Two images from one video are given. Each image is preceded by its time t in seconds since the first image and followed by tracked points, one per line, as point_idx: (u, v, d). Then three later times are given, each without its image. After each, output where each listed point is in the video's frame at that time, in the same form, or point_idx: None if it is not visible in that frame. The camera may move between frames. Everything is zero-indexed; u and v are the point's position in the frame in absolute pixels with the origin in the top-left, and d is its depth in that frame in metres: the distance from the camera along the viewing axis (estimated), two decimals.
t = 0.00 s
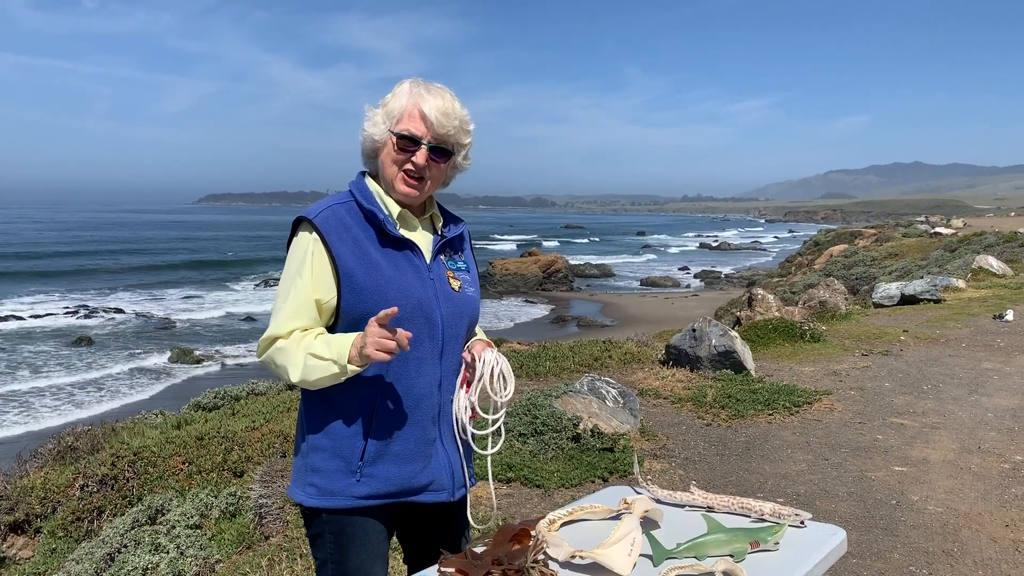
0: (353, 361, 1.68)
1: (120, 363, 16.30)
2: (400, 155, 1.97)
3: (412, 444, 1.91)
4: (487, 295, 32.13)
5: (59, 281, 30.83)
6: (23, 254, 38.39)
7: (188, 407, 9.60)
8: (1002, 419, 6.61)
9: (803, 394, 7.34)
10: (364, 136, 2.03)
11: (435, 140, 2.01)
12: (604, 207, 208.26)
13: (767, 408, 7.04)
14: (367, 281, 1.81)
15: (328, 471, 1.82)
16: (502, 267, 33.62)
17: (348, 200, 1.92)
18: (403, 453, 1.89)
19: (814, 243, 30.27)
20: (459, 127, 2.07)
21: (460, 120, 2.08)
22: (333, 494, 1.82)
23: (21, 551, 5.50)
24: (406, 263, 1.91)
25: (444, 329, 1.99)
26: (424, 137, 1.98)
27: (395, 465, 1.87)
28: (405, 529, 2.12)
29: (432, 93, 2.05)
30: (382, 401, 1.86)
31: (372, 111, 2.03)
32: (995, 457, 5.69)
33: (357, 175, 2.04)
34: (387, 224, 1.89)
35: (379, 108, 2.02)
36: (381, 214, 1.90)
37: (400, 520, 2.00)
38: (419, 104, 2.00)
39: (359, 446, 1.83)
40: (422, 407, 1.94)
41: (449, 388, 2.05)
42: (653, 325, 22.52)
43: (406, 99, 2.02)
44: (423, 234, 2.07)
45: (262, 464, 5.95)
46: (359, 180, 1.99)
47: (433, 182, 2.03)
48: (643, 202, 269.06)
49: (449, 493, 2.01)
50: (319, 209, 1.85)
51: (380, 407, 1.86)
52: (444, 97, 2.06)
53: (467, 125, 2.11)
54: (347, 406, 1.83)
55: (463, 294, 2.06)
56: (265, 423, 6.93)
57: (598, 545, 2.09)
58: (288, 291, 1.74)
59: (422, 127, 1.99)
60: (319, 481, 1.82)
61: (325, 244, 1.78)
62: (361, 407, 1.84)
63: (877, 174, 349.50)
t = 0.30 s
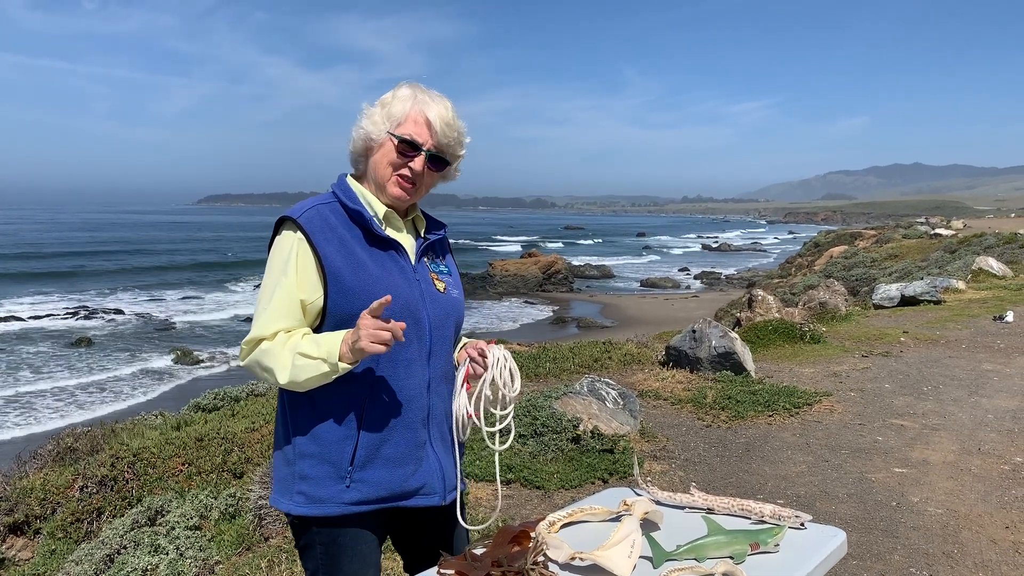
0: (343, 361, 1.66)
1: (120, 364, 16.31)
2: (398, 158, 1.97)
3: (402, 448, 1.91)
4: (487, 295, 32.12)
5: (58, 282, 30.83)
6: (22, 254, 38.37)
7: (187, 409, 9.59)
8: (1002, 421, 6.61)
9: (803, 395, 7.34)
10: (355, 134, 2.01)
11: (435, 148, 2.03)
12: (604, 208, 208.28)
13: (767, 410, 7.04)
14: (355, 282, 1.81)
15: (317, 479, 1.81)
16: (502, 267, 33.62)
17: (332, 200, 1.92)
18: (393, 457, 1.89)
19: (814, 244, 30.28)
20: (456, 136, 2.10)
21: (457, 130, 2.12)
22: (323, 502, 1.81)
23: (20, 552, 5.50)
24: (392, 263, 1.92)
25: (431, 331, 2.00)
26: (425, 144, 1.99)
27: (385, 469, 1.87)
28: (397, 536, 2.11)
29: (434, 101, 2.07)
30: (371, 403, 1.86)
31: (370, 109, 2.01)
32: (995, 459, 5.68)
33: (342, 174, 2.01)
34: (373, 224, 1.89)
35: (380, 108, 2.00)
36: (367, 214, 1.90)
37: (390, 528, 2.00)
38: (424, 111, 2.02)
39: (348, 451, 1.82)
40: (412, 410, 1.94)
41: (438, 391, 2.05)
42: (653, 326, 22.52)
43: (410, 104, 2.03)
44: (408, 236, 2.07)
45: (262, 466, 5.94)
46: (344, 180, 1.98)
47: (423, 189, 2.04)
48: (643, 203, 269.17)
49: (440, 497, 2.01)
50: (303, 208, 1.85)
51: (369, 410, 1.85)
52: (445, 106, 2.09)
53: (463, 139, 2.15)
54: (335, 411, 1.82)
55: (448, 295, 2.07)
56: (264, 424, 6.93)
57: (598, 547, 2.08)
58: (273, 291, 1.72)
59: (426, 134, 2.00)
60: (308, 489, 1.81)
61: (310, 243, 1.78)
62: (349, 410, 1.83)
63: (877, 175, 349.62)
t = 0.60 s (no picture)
0: (348, 371, 1.66)
1: (121, 366, 16.32)
2: (391, 161, 1.98)
3: (401, 452, 1.92)
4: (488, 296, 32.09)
5: (59, 283, 30.82)
6: (22, 256, 38.35)
7: (188, 410, 9.59)
8: (1003, 421, 6.60)
9: (805, 396, 7.33)
10: (345, 136, 2.00)
11: (427, 150, 2.05)
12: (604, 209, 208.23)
13: (768, 410, 7.04)
14: (353, 286, 1.82)
15: (316, 485, 1.80)
16: (503, 268, 33.62)
17: (325, 202, 1.91)
18: (393, 462, 1.90)
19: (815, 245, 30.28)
20: (446, 137, 2.11)
21: (448, 131, 2.13)
22: (323, 508, 1.80)
23: (21, 554, 5.50)
24: (388, 266, 1.93)
25: (426, 334, 2.01)
26: (418, 146, 2.00)
27: (385, 473, 1.88)
28: (395, 540, 2.11)
29: (423, 102, 2.07)
30: (372, 409, 1.86)
31: (359, 111, 2.00)
32: (997, 459, 5.68)
33: (332, 175, 2.01)
34: (369, 226, 1.90)
35: (370, 110, 1.99)
36: (362, 217, 1.90)
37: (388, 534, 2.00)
38: (414, 112, 2.02)
39: (348, 456, 1.82)
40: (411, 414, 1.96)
41: (434, 394, 2.07)
42: (654, 326, 22.50)
43: (400, 106, 2.02)
44: (400, 239, 2.08)
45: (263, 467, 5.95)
46: (334, 181, 1.97)
47: (416, 191, 2.06)
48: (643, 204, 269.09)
49: (438, 500, 2.03)
50: (298, 210, 1.84)
51: (369, 416, 1.86)
52: (434, 107, 2.09)
53: (454, 139, 2.17)
54: (333, 417, 1.81)
55: (442, 297, 2.09)
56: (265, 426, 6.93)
57: (599, 548, 2.08)
58: (270, 296, 1.71)
59: (418, 136, 2.01)
60: (306, 496, 1.80)
61: (307, 247, 1.77)
62: (349, 416, 1.83)
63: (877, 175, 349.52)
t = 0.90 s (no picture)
0: (351, 380, 1.67)
1: (124, 367, 16.35)
2: (389, 164, 1.98)
3: (403, 456, 1.92)
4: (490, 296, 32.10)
5: (61, 285, 30.87)
6: (24, 258, 38.41)
7: (190, 411, 9.61)
8: (1006, 421, 6.59)
9: (807, 396, 7.33)
10: (342, 138, 1.99)
11: (424, 150, 2.05)
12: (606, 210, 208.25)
13: (770, 411, 7.03)
14: (354, 290, 1.82)
15: (317, 489, 1.81)
16: (505, 269, 33.65)
17: (324, 204, 1.90)
18: (396, 465, 1.90)
19: (817, 245, 30.28)
20: (443, 137, 2.11)
21: (445, 130, 2.13)
22: (324, 512, 1.81)
23: (24, 555, 5.51)
24: (387, 269, 1.94)
25: (426, 335, 2.01)
26: (415, 147, 2.00)
27: (386, 478, 1.88)
28: (395, 541, 2.11)
29: (419, 101, 2.06)
30: (372, 414, 1.86)
31: (355, 113, 1.99)
32: (999, 459, 5.67)
33: (329, 176, 2.01)
34: (368, 229, 1.90)
35: (365, 111, 1.98)
36: (362, 220, 1.90)
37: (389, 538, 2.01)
38: (411, 113, 2.01)
39: (350, 460, 1.83)
40: (411, 416, 1.96)
41: (434, 396, 2.08)
42: (656, 327, 22.48)
43: (396, 106, 2.01)
44: (399, 240, 2.08)
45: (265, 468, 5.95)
46: (332, 183, 1.97)
47: (415, 191, 2.06)
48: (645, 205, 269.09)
49: (439, 501, 2.03)
50: (297, 213, 1.84)
51: (370, 420, 1.86)
52: (431, 106, 2.08)
53: (450, 138, 2.17)
54: (334, 422, 1.81)
55: (441, 298, 2.09)
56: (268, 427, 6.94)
57: (602, 550, 2.08)
58: (270, 302, 1.71)
59: (415, 137, 2.01)
60: (308, 500, 1.81)
61: (307, 252, 1.77)
62: (350, 420, 1.83)
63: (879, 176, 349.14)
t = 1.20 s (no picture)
0: (352, 381, 1.66)
1: (128, 368, 16.40)
2: (387, 164, 1.98)
3: (401, 460, 1.92)
4: (492, 296, 32.10)
5: (65, 285, 30.97)
6: (28, 259, 38.54)
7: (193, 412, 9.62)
8: (1010, 420, 6.57)
9: (810, 396, 7.32)
10: (339, 138, 1.99)
11: (422, 149, 2.04)
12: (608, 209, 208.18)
13: (773, 411, 7.02)
14: (355, 294, 1.82)
15: (314, 492, 1.81)
16: (508, 269, 33.68)
17: (325, 205, 1.90)
18: (393, 469, 1.90)
19: (820, 244, 30.25)
20: (441, 133, 2.10)
21: (442, 126, 2.12)
22: (320, 514, 1.81)
23: (27, 556, 5.52)
24: (388, 271, 1.93)
25: (427, 339, 2.01)
26: (412, 146, 2.00)
27: (384, 481, 1.88)
28: (391, 545, 2.11)
29: (415, 98, 2.06)
30: (371, 416, 1.86)
31: (350, 114, 1.99)
32: (1003, 459, 5.65)
33: (330, 177, 2.01)
34: (370, 232, 1.90)
35: (360, 111, 1.98)
36: (363, 222, 1.90)
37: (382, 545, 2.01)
38: (407, 111, 2.01)
39: (347, 463, 1.82)
40: (410, 421, 1.95)
41: (434, 399, 2.07)
42: (658, 327, 22.45)
43: (391, 105, 2.00)
44: (401, 242, 2.08)
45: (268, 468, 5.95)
46: (334, 184, 1.97)
47: (415, 190, 2.06)
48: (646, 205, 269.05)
49: (437, 506, 2.03)
50: (299, 214, 1.83)
51: (368, 423, 1.85)
52: (427, 103, 2.07)
53: (448, 135, 2.16)
54: (332, 425, 1.81)
55: (442, 301, 2.08)
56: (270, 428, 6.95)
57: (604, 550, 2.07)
58: (273, 303, 1.71)
59: (411, 136, 2.01)
60: (304, 503, 1.81)
61: (308, 253, 1.77)
62: (349, 422, 1.83)
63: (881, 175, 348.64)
